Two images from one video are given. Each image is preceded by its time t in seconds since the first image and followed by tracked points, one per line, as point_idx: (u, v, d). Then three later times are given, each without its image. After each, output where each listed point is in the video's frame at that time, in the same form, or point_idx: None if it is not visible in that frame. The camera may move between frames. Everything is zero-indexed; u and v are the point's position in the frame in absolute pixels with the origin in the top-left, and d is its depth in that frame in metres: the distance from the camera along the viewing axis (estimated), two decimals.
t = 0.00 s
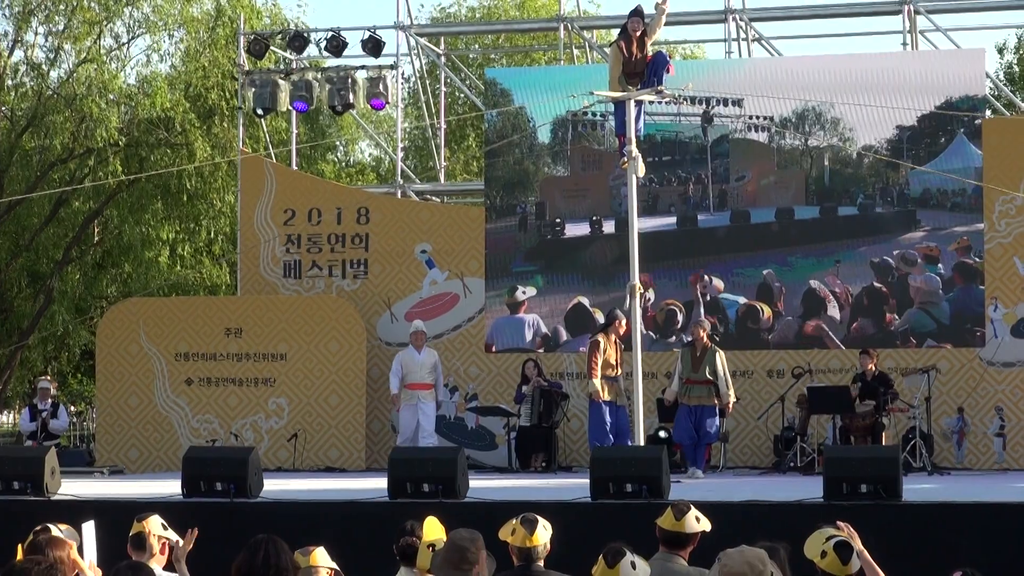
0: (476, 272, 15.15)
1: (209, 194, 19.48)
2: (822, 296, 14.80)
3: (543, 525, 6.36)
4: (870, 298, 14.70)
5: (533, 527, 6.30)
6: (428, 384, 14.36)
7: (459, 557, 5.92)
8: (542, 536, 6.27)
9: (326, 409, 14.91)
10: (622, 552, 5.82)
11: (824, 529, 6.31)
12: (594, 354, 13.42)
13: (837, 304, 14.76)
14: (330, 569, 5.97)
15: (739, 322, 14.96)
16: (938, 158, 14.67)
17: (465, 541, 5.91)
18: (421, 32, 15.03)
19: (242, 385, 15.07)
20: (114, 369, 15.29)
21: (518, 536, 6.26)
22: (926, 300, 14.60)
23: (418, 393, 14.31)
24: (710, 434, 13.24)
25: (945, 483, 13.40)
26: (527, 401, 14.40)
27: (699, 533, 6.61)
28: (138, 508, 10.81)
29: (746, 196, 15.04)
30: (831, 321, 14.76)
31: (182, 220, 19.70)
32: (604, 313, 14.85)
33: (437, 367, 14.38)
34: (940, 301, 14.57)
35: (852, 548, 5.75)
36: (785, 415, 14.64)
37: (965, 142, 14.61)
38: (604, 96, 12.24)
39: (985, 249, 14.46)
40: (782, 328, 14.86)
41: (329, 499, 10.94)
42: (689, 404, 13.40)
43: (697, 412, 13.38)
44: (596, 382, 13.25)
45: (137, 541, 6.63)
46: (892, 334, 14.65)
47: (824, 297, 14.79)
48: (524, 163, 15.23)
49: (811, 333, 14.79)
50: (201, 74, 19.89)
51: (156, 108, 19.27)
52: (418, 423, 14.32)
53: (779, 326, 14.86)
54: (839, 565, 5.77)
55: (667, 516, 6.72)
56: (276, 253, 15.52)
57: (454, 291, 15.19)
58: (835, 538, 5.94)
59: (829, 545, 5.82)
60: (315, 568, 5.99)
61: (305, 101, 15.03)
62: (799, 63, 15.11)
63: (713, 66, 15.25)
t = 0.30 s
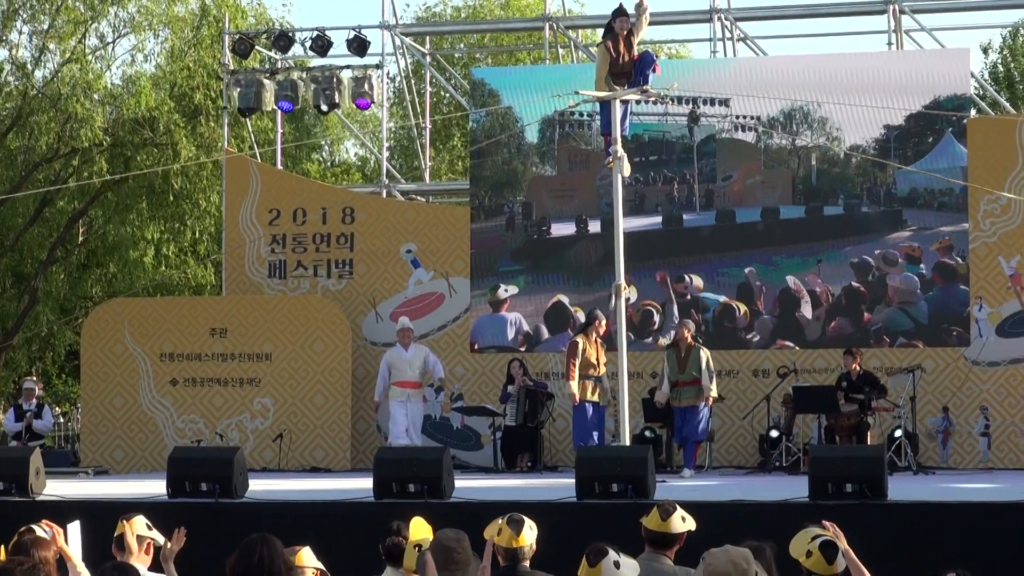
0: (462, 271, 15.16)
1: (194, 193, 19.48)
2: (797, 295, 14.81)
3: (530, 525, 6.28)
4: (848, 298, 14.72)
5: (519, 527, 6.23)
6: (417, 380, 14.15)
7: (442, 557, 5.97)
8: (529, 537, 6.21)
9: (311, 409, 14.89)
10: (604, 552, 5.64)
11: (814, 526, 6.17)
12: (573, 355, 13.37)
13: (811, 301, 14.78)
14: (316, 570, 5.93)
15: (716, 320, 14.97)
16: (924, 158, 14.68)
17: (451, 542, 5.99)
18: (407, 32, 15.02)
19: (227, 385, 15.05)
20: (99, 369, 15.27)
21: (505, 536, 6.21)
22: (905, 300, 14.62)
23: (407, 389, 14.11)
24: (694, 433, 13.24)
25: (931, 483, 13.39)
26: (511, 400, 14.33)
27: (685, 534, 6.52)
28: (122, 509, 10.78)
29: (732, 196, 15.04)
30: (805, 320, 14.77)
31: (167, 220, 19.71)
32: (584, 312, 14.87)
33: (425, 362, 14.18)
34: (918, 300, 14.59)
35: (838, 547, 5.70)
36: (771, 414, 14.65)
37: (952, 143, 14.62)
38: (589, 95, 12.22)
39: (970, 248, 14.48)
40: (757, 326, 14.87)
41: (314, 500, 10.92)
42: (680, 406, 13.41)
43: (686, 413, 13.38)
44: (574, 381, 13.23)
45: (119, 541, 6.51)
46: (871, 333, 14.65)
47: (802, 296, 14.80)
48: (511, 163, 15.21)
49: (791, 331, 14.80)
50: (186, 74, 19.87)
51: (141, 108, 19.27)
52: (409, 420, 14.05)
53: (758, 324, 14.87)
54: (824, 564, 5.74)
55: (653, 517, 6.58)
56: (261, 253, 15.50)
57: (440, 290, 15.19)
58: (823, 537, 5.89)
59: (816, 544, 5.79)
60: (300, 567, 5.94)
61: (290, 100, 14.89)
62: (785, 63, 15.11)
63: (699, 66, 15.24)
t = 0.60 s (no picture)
0: (454, 269, 15.17)
1: (185, 189, 19.32)
2: (784, 294, 14.83)
3: (521, 523, 6.38)
4: (835, 296, 14.74)
5: (511, 525, 6.32)
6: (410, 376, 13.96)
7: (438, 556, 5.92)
8: (520, 534, 6.29)
9: (303, 407, 14.90)
10: (596, 550, 5.80)
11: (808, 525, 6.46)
12: (560, 354, 13.38)
13: (796, 299, 14.80)
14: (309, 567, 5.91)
15: (701, 319, 15.00)
16: (916, 156, 14.69)
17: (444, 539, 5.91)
18: (399, 30, 15.02)
19: (219, 383, 15.06)
20: (90, 368, 15.27)
21: (496, 534, 6.28)
22: (889, 299, 14.66)
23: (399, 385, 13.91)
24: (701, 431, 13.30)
25: (923, 481, 13.41)
26: (503, 399, 14.34)
27: (677, 531, 6.52)
28: (113, 507, 10.77)
29: (724, 195, 15.04)
30: (791, 319, 14.80)
31: (159, 218, 19.68)
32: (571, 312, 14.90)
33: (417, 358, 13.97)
34: (908, 299, 14.61)
35: (829, 546, 6.04)
36: (762, 413, 14.67)
37: (945, 141, 14.62)
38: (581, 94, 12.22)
39: (960, 247, 14.50)
40: (743, 324, 14.91)
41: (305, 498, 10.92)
42: (681, 404, 13.38)
43: (689, 411, 13.36)
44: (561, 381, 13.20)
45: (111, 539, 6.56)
46: (858, 332, 14.68)
47: (791, 293, 14.83)
48: (504, 162, 15.22)
49: (780, 331, 14.82)
50: (178, 72, 19.91)
51: (132, 106, 19.27)
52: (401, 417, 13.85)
53: (744, 322, 14.91)
54: (815, 563, 6.09)
55: (645, 515, 6.59)
56: (253, 251, 15.50)
57: (431, 289, 15.20)
58: (812, 536, 6.19)
59: (807, 542, 6.15)
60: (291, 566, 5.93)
61: (282, 98, 15.01)
62: (778, 62, 15.12)
63: (692, 65, 15.25)
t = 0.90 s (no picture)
0: (449, 268, 15.18)
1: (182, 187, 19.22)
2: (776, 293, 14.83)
3: (517, 522, 6.40)
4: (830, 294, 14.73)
5: (506, 525, 6.34)
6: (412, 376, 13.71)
7: (432, 554, 5.90)
8: (515, 533, 6.31)
9: (299, 406, 14.88)
10: (590, 549, 5.76)
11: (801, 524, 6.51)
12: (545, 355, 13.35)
13: (790, 300, 14.81)
14: (302, 566, 6.05)
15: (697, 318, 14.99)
16: (910, 155, 14.69)
17: (439, 538, 5.91)
18: (394, 29, 15.01)
19: (214, 382, 15.05)
20: (85, 367, 15.26)
21: (493, 533, 6.31)
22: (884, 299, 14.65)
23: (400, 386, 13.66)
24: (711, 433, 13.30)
25: (918, 480, 13.41)
26: (498, 398, 14.38)
27: (673, 530, 6.53)
28: (109, 506, 10.76)
29: (720, 194, 15.01)
30: (787, 319, 14.81)
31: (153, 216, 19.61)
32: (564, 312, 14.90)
33: (418, 358, 13.69)
34: (903, 299, 14.61)
35: (825, 544, 6.10)
36: (758, 412, 14.68)
37: (942, 141, 14.63)
38: (577, 92, 12.20)
39: (955, 246, 14.53)
40: (738, 324, 14.89)
41: (300, 497, 10.91)
42: (689, 403, 13.40)
43: (698, 410, 13.39)
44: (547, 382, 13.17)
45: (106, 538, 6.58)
46: (853, 331, 14.69)
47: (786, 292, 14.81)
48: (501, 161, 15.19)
49: (775, 331, 14.82)
50: (173, 70, 19.92)
51: (127, 106, 19.27)
52: (399, 417, 13.66)
53: (739, 323, 14.89)
54: (811, 561, 6.14)
55: (642, 513, 6.63)
56: (248, 250, 15.49)
57: (427, 288, 15.21)
58: (807, 534, 6.23)
59: (803, 541, 6.17)
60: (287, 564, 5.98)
61: (277, 97, 14.99)
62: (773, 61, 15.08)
63: (687, 63, 15.21)
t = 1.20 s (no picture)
0: (446, 268, 15.19)
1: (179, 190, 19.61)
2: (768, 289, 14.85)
3: (515, 521, 6.39)
4: (827, 291, 14.75)
5: (504, 523, 6.35)
6: (417, 371, 13.37)
7: (430, 553, 5.90)
8: (513, 532, 6.31)
9: (296, 405, 14.88)
10: (586, 549, 5.77)
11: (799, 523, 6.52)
12: (535, 353, 13.41)
13: (783, 298, 14.83)
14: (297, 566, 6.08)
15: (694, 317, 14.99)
16: (906, 154, 14.70)
17: (437, 537, 5.91)
18: (391, 29, 15.03)
19: (212, 381, 15.05)
20: (83, 366, 15.27)
21: (490, 533, 6.31)
22: (882, 299, 14.66)
23: (407, 381, 13.30)
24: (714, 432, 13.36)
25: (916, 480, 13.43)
26: (496, 397, 14.38)
27: (671, 528, 6.54)
28: (107, 505, 10.76)
29: (717, 193, 15.01)
30: (784, 319, 14.82)
31: (151, 217, 19.62)
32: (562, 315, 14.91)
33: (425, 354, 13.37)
34: (901, 299, 14.62)
35: (822, 543, 6.11)
36: (755, 411, 14.64)
37: (940, 140, 14.63)
38: (574, 92, 12.19)
39: (953, 245, 14.54)
40: (733, 321, 14.92)
41: (297, 496, 10.92)
42: (698, 401, 13.44)
43: (705, 409, 13.45)
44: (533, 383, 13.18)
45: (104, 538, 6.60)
46: (850, 331, 14.69)
47: (782, 288, 14.83)
48: (501, 161, 15.20)
49: (772, 329, 14.83)
50: (171, 70, 19.92)
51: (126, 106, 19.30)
52: (405, 414, 13.26)
53: (736, 321, 14.91)
54: (808, 560, 6.15)
55: (640, 511, 6.64)
56: (246, 250, 15.49)
57: (424, 287, 15.22)
58: (805, 533, 6.24)
59: (800, 540, 6.19)
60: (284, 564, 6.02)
61: (275, 97, 15.04)
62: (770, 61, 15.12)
63: (684, 63, 15.23)
